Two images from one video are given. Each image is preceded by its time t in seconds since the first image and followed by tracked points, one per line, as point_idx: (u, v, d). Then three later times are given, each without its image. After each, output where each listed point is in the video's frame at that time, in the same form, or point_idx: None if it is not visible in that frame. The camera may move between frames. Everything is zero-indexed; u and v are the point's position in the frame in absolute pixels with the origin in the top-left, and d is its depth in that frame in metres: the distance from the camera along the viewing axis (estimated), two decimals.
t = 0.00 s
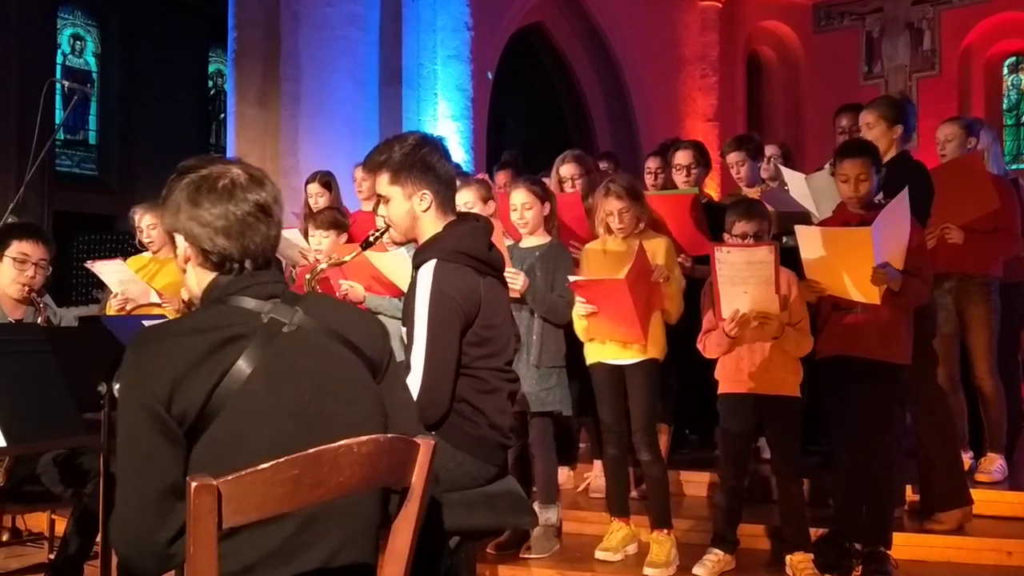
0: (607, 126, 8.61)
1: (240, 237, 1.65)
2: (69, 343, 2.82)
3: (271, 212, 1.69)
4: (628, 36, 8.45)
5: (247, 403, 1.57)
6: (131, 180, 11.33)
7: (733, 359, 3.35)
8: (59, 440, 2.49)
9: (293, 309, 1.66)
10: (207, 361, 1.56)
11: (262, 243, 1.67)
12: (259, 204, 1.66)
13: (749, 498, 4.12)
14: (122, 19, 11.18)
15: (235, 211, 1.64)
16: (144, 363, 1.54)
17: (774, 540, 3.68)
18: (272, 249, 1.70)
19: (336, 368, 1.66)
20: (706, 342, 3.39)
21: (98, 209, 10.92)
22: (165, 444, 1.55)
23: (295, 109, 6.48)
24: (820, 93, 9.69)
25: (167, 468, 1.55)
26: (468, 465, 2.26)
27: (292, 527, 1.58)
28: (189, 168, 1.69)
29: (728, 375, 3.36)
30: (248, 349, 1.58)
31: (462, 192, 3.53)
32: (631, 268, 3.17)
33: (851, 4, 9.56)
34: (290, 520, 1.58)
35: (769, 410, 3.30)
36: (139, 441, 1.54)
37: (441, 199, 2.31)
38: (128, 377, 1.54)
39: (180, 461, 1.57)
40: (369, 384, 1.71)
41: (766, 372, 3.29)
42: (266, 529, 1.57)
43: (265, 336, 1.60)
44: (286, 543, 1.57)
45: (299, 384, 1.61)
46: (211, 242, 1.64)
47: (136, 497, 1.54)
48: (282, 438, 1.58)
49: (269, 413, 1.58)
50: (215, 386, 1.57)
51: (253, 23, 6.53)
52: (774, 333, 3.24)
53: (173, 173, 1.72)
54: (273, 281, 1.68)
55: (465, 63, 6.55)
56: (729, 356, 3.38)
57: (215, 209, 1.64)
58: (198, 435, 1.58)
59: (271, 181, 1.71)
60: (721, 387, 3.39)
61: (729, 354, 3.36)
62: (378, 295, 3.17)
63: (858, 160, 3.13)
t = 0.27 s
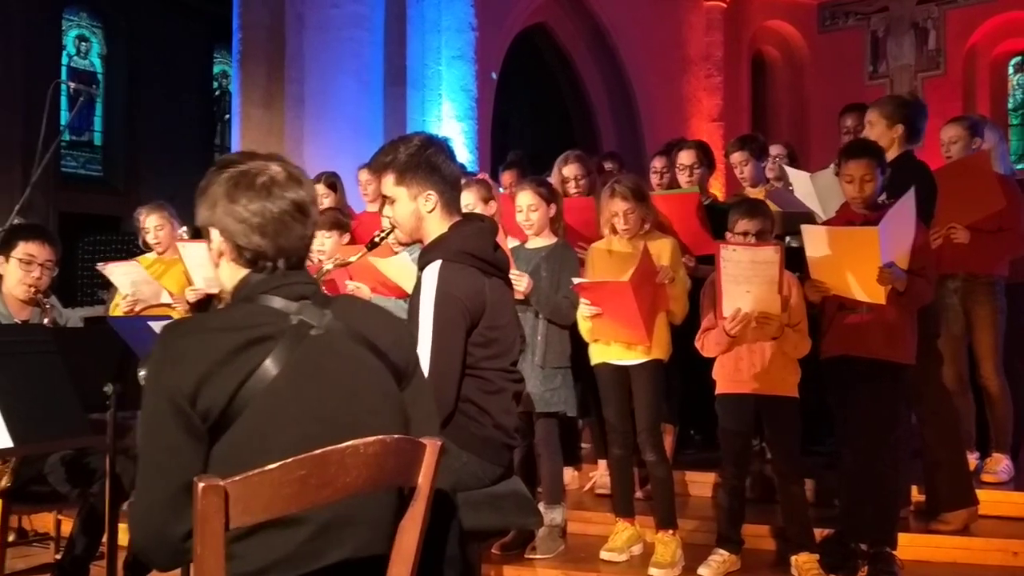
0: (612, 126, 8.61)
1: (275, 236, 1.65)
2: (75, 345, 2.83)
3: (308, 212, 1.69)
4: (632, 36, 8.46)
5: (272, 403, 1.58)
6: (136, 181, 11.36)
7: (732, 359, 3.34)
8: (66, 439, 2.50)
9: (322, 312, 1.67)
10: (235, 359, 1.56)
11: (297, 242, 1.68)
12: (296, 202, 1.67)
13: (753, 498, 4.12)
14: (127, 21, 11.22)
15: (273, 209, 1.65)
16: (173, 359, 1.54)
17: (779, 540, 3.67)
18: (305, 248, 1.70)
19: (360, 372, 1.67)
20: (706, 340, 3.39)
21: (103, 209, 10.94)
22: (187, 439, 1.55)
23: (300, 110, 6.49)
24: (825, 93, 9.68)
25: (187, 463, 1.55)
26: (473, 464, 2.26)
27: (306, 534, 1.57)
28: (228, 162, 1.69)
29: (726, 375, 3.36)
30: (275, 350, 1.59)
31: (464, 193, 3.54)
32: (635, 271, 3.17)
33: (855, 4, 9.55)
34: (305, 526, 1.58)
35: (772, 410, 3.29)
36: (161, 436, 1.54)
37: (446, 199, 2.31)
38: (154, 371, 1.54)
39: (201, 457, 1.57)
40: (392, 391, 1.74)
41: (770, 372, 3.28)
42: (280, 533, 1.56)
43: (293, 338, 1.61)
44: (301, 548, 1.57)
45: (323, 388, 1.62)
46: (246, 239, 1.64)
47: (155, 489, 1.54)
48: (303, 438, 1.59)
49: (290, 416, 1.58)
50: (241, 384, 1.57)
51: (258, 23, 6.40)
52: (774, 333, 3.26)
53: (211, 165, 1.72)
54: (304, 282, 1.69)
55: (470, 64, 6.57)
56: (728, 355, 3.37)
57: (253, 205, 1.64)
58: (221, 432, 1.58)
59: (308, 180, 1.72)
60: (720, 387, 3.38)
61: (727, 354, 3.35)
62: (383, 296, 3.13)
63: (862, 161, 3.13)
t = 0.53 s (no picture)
0: (619, 126, 8.60)
1: (307, 235, 1.67)
2: (85, 346, 2.83)
3: (340, 213, 1.70)
4: (640, 36, 8.44)
5: (295, 403, 1.58)
6: (145, 182, 11.39)
7: (737, 360, 3.32)
8: (78, 439, 2.51)
9: (349, 314, 1.68)
10: (260, 358, 1.57)
11: (328, 243, 1.69)
12: (329, 203, 1.68)
13: (762, 499, 4.11)
14: (136, 22, 11.25)
15: (306, 208, 1.66)
16: (197, 355, 1.54)
17: (788, 541, 3.66)
18: (335, 249, 1.72)
19: (381, 375, 1.68)
20: (712, 341, 3.37)
21: (113, 211, 10.98)
22: (208, 435, 1.55)
23: (308, 111, 6.43)
24: (833, 92, 9.64)
25: (207, 459, 1.55)
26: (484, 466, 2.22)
27: (323, 535, 1.57)
28: (265, 159, 1.71)
29: (730, 376, 3.34)
30: (300, 351, 1.59)
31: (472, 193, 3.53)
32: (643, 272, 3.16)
33: (864, 3, 9.51)
34: (320, 528, 1.58)
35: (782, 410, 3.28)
36: (182, 431, 1.54)
37: (456, 200, 2.32)
38: (179, 366, 1.54)
39: (221, 454, 1.57)
40: (413, 395, 1.74)
41: (779, 373, 3.26)
42: (296, 535, 1.56)
43: (319, 339, 1.61)
44: (318, 549, 1.57)
45: (344, 391, 1.62)
46: (278, 237, 1.66)
47: (175, 484, 1.54)
48: (324, 439, 1.59)
49: (310, 418, 1.59)
50: (265, 384, 1.57)
51: (266, 24, 6.41)
52: (783, 334, 3.26)
53: (246, 161, 1.74)
54: (333, 284, 1.70)
55: (478, 65, 6.62)
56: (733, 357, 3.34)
57: (287, 204, 1.65)
58: (243, 430, 1.58)
59: (342, 181, 1.73)
60: (725, 388, 3.36)
61: (733, 354, 3.33)
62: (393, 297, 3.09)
63: (872, 160, 3.12)
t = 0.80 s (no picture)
0: (630, 127, 8.61)
1: (332, 238, 1.68)
2: (99, 346, 2.85)
3: (363, 215, 1.72)
4: (650, 37, 8.44)
5: (317, 404, 1.60)
6: (157, 184, 11.45)
7: (751, 360, 3.31)
8: (92, 438, 2.53)
9: (371, 317, 1.69)
10: (283, 358, 1.59)
11: (352, 245, 1.71)
12: (354, 205, 1.70)
13: (773, 500, 4.10)
14: (148, 24, 11.31)
15: (331, 210, 1.68)
16: (222, 354, 1.56)
17: (800, 542, 3.66)
18: (357, 251, 1.73)
19: (401, 377, 1.69)
20: (725, 342, 3.36)
21: (125, 212, 11.04)
22: (230, 434, 1.56)
23: (320, 112, 6.40)
24: (845, 92, 9.61)
25: (228, 458, 1.56)
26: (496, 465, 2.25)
27: (342, 536, 1.59)
28: (289, 161, 1.72)
29: (744, 376, 3.33)
30: (322, 352, 1.61)
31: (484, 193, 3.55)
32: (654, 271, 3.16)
33: (876, 2, 9.47)
34: (339, 528, 1.59)
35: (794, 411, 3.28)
36: (205, 429, 1.55)
37: (470, 200, 2.33)
38: (202, 365, 1.55)
39: (243, 453, 1.58)
40: (433, 399, 1.75)
41: (792, 374, 3.26)
42: (315, 535, 1.57)
43: (341, 341, 1.63)
44: (336, 550, 1.58)
45: (363, 393, 1.64)
46: (303, 239, 1.67)
47: (197, 482, 1.55)
48: (343, 440, 1.60)
49: (330, 419, 1.60)
50: (287, 384, 1.59)
51: (276, 26, 6.43)
52: (796, 334, 3.24)
53: (270, 163, 1.75)
54: (355, 285, 1.71)
55: (488, 65, 6.71)
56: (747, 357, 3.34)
57: (312, 205, 1.67)
58: (264, 430, 1.60)
59: (365, 184, 1.75)
60: (738, 388, 3.36)
61: (747, 354, 3.33)
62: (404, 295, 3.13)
63: (882, 159, 3.11)
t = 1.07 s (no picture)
0: (639, 127, 8.59)
1: (338, 239, 1.69)
2: (111, 345, 2.86)
3: (370, 216, 1.73)
4: (660, 36, 8.42)
5: (326, 404, 1.59)
6: (167, 185, 11.48)
7: (764, 361, 3.30)
8: (103, 439, 2.53)
9: (379, 316, 1.69)
10: (292, 358, 1.59)
11: (359, 246, 1.71)
12: (360, 206, 1.71)
13: (785, 501, 4.09)
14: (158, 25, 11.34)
15: (338, 212, 1.68)
16: (231, 356, 1.56)
17: (811, 543, 3.64)
18: (364, 252, 1.74)
19: (409, 377, 1.69)
20: (739, 342, 3.33)
21: (135, 212, 11.07)
22: (240, 434, 1.57)
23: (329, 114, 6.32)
24: (855, 91, 9.57)
25: (240, 457, 1.56)
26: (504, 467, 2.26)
27: (350, 535, 1.59)
28: (296, 164, 1.73)
29: (758, 377, 3.32)
30: (331, 352, 1.61)
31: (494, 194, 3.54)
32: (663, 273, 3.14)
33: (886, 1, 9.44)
34: (349, 527, 1.59)
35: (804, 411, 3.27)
36: (216, 430, 1.56)
37: (479, 201, 2.32)
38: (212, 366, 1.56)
39: (253, 453, 1.58)
40: (442, 397, 1.75)
41: (802, 375, 3.25)
42: (324, 534, 1.58)
43: (349, 341, 1.63)
44: (346, 549, 1.58)
45: (372, 392, 1.63)
46: (310, 240, 1.68)
47: (208, 482, 1.56)
48: (351, 439, 1.60)
49: (339, 419, 1.60)
50: (296, 385, 1.59)
51: (287, 27, 6.23)
52: (807, 336, 3.22)
53: (277, 166, 1.76)
54: (363, 286, 1.71)
55: (497, 66, 6.73)
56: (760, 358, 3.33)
57: (318, 207, 1.67)
58: (274, 431, 1.60)
59: (372, 185, 1.76)
60: (751, 389, 3.34)
61: (760, 355, 3.31)
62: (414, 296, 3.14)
63: (890, 161, 3.10)
